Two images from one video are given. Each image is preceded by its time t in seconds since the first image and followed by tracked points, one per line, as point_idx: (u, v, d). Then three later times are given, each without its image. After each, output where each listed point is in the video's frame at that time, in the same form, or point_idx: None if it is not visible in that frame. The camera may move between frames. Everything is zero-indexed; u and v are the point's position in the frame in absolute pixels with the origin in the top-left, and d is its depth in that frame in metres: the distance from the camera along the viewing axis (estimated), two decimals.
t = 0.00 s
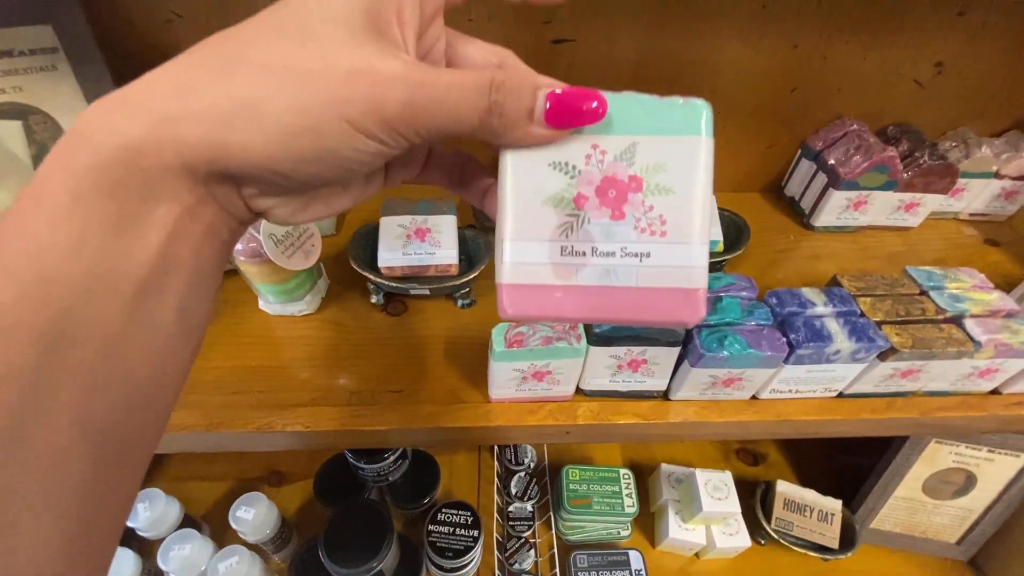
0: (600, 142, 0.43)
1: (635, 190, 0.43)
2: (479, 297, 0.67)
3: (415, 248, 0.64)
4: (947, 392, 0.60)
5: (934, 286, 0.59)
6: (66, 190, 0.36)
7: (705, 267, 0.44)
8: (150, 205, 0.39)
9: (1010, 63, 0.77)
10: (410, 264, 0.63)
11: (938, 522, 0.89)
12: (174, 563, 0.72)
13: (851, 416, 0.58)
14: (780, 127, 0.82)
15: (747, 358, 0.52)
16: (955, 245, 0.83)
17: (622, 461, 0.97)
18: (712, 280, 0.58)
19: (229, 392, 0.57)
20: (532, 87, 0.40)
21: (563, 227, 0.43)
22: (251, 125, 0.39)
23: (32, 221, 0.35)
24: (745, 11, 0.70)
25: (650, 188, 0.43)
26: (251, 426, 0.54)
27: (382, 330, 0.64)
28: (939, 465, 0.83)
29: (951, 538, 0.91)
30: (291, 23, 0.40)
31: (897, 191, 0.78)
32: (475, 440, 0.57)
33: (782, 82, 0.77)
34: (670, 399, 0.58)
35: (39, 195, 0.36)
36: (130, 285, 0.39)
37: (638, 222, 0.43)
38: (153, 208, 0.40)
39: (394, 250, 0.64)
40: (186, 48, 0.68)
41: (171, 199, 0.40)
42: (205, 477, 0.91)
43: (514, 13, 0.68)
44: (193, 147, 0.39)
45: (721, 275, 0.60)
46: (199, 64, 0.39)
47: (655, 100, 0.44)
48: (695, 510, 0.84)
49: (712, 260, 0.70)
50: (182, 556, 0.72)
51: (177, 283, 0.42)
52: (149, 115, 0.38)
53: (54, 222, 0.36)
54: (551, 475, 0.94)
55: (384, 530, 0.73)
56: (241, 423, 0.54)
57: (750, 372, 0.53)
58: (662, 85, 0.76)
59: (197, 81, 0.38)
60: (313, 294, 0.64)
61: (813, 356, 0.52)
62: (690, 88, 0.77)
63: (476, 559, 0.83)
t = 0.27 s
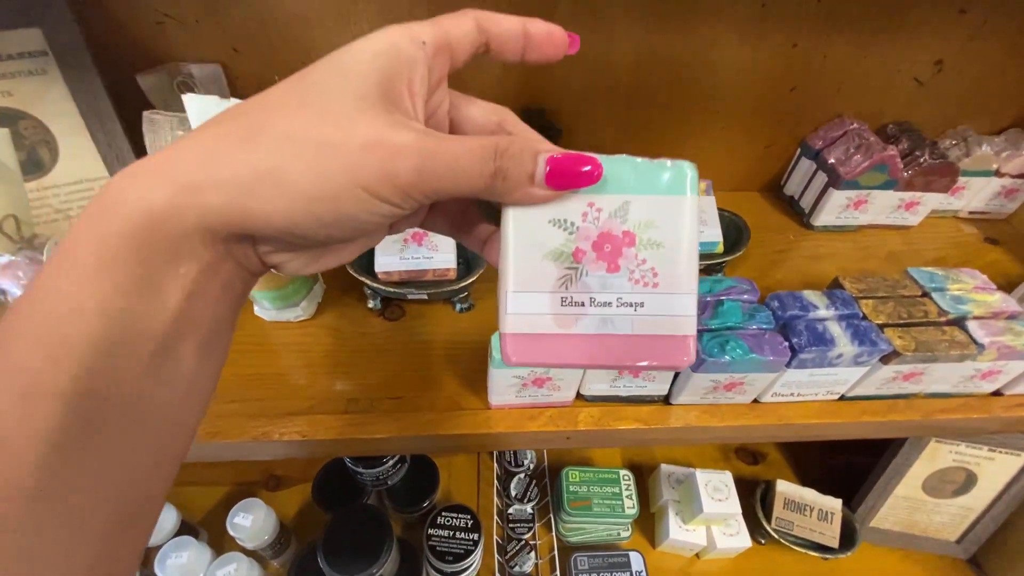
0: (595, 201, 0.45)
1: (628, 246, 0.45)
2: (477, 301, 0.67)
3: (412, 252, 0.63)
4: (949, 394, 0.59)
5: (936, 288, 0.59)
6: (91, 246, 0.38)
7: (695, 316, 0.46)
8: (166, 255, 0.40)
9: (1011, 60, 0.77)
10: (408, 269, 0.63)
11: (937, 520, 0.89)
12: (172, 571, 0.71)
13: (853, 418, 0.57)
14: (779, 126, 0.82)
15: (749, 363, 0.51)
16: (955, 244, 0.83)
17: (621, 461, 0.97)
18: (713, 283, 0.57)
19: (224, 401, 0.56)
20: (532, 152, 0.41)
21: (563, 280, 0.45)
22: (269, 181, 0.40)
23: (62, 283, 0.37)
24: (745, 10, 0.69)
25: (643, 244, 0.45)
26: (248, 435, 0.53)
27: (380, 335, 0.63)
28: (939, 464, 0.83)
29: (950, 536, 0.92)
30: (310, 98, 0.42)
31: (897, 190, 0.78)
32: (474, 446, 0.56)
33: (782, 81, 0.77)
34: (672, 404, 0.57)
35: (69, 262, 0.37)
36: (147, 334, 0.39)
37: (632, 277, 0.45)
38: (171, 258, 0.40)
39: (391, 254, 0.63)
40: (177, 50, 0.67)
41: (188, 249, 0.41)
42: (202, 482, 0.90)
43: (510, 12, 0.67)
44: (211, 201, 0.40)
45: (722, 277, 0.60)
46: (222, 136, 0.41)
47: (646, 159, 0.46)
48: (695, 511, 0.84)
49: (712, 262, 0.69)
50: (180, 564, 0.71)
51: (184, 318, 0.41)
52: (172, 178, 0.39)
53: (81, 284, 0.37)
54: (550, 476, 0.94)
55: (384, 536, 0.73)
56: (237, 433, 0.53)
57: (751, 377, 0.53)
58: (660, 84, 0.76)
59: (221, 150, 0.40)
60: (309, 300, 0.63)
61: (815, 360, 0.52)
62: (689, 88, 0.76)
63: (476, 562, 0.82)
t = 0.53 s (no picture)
0: (594, 226, 0.45)
1: (627, 269, 0.46)
2: (477, 301, 0.67)
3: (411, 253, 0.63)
4: (948, 392, 0.59)
5: (936, 287, 0.59)
6: (108, 272, 0.38)
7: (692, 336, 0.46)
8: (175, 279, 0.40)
9: (1011, 57, 0.77)
10: (407, 270, 0.62)
11: (935, 516, 0.90)
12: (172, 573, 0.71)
13: (853, 417, 0.57)
14: (779, 124, 0.81)
15: (750, 363, 0.51)
16: (954, 241, 0.83)
17: (621, 460, 0.97)
18: (713, 283, 0.57)
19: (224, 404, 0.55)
20: (533, 181, 0.42)
21: (563, 302, 0.46)
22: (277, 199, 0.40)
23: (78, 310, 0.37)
24: (745, 8, 0.69)
25: (640, 266, 0.46)
26: (248, 439, 0.53)
27: (380, 336, 0.63)
28: (937, 461, 0.83)
29: (948, 532, 0.92)
30: (319, 130, 0.43)
31: (897, 188, 0.78)
32: (475, 448, 0.56)
33: (781, 81, 0.77)
34: (672, 404, 0.57)
35: (85, 291, 0.38)
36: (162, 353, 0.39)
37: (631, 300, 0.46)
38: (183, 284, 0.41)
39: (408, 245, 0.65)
40: (172, 49, 0.66)
41: (196, 268, 0.41)
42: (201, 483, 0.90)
43: (509, 11, 0.66)
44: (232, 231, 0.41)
45: (722, 277, 0.60)
46: (236, 170, 0.41)
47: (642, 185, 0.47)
48: (695, 509, 0.84)
49: (711, 261, 0.69)
50: (180, 566, 0.71)
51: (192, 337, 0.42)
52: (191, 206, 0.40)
53: (95, 313, 0.37)
54: (550, 475, 0.94)
55: (385, 536, 0.73)
56: (237, 436, 0.53)
57: (753, 377, 0.53)
58: (660, 83, 0.75)
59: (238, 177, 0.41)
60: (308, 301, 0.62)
61: (816, 360, 0.52)
62: (688, 87, 0.76)
63: (477, 561, 0.82)
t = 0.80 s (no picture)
0: (595, 226, 0.45)
1: (628, 270, 0.46)
2: (477, 299, 0.67)
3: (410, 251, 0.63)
4: (948, 389, 0.60)
5: (935, 284, 0.59)
6: (105, 275, 0.38)
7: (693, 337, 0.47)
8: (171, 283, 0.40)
9: (1010, 54, 0.77)
10: (406, 268, 0.62)
11: (934, 513, 0.90)
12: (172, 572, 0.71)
13: (853, 415, 0.57)
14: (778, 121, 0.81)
15: (750, 361, 0.51)
16: (953, 239, 0.83)
17: (621, 457, 0.97)
18: (714, 281, 0.57)
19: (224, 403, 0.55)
20: (533, 180, 0.41)
21: (563, 303, 0.46)
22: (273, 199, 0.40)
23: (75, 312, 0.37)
24: (744, 5, 0.68)
25: (641, 267, 0.46)
26: (247, 438, 0.53)
27: (379, 335, 0.63)
28: (935, 458, 0.83)
29: (946, 528, 0.93)
30: (316, 129, 0.42)
31: (896, 185, 0.78)
32: (475, 446, 0.56)
33: (780, 78, 0.76)
34: (672, 402, 0.57)
35: (81, 293, 0.37)
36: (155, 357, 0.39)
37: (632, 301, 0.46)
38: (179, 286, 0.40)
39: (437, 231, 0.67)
40: (169, 47, 0.66)
41: (194, 268, 0.40)
42: (200, 482, 0.90)
43: (508, 8, 0.66)
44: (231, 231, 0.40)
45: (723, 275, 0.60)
46: (234, 170, 0.41)
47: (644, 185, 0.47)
48: (694, 506, 0.85)
49: (710, 259, 0.69)
50: (180, 565, 0.71)
51: (189, 341, 0.41)
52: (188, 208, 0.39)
53: (92, 313, 0.37)
54: (550, 473, 0.94)
55: (384, 534, 0.73)
56: (237, 435, 0.53)
57: (753, 375, 0.53)
58: (659, 80, 0.75)
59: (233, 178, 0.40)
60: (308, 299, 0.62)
61: (816, 358, 0.52)
62: (687, 85, 0.76)
63: (477, 559, 0.83)
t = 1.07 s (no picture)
0: (591, 220, 0.45)
1: (625, 265, 0.45)
2: (475, 297, 0.66)
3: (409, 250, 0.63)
4: (946, 386, 0.60)
5: (934, 282, 0.59)
6: (97, 271, 0.37)
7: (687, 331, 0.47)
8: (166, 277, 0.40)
9: (1008, 51, 0.76)
10: (404, 267, 0.62)
11: (931, 509, 0.91)
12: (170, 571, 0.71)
13: (852, 412, 0.57)
14: (777, 118, 0.81)
15: (749, 360, 0.51)
16: (951, 236, 0.83)
17: (619, 454, 0.97)
18: (713, 280, 0.57)
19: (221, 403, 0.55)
20: (528, 176, 0.41)
21: (558, 299, 0.45)
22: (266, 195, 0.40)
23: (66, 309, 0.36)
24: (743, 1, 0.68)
25: (638, 262, 0.45)
26: (245, 438, 0.52)
27: (377, 333, 0.62)
28: (933, 454, 0.84)
29: (943, 524, 0.93)
30: (308, 123, 0.42)
31: (895, 182, 0.78)
32: (474, 445, 0.56)
33: (779, 74, 0.76)
34: (671, 400, 0.57)
35: (72, 289, 0.37)
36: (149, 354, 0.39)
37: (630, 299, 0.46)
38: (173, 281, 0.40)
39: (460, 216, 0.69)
40: (165, 44, 0.65)
41: (186, 265, 0.40)
42: (198, 481, 0.89)
43: (505, 4, 0.66)
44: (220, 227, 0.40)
45: (721, 273, 0.59)
46: (227, 164, 0.40)
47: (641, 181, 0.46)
48: (693, 504, 0.85)
49: (710, 257, 0.69)
50: (178, 565, 0.71)
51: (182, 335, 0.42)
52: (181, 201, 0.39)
53: (83, 309, 0.36)
54: (549, 470, 0.94)
55: (383, 533, 0.73)
56: (234, 435, 0.52)
57: (752, 373, 0.53)
58: (658, 77, 0.75)
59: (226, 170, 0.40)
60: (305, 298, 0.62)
61: (815, 356, 0.52)
62: (686, 81, 0.76)
63: (476, 557, 0.83)
